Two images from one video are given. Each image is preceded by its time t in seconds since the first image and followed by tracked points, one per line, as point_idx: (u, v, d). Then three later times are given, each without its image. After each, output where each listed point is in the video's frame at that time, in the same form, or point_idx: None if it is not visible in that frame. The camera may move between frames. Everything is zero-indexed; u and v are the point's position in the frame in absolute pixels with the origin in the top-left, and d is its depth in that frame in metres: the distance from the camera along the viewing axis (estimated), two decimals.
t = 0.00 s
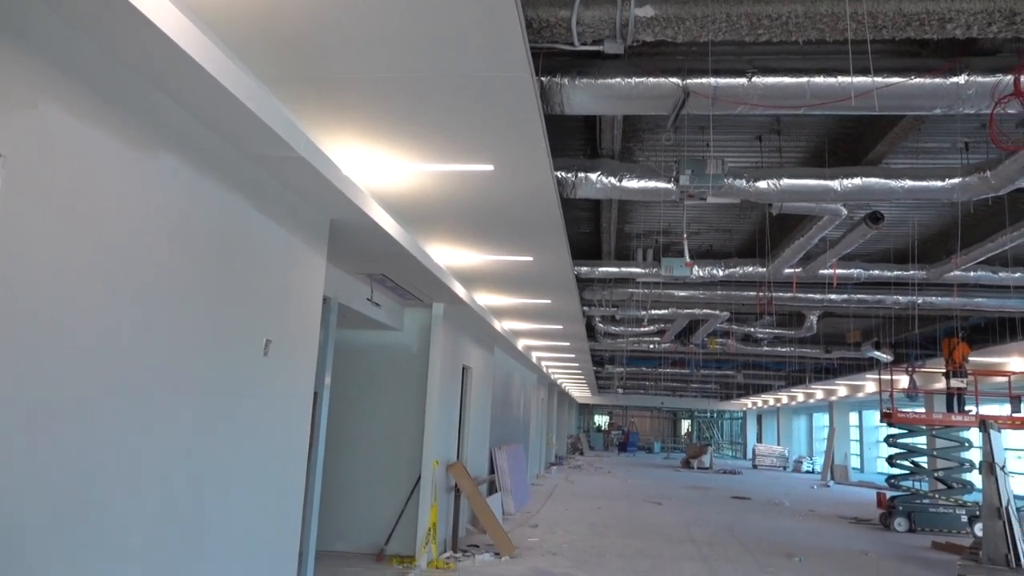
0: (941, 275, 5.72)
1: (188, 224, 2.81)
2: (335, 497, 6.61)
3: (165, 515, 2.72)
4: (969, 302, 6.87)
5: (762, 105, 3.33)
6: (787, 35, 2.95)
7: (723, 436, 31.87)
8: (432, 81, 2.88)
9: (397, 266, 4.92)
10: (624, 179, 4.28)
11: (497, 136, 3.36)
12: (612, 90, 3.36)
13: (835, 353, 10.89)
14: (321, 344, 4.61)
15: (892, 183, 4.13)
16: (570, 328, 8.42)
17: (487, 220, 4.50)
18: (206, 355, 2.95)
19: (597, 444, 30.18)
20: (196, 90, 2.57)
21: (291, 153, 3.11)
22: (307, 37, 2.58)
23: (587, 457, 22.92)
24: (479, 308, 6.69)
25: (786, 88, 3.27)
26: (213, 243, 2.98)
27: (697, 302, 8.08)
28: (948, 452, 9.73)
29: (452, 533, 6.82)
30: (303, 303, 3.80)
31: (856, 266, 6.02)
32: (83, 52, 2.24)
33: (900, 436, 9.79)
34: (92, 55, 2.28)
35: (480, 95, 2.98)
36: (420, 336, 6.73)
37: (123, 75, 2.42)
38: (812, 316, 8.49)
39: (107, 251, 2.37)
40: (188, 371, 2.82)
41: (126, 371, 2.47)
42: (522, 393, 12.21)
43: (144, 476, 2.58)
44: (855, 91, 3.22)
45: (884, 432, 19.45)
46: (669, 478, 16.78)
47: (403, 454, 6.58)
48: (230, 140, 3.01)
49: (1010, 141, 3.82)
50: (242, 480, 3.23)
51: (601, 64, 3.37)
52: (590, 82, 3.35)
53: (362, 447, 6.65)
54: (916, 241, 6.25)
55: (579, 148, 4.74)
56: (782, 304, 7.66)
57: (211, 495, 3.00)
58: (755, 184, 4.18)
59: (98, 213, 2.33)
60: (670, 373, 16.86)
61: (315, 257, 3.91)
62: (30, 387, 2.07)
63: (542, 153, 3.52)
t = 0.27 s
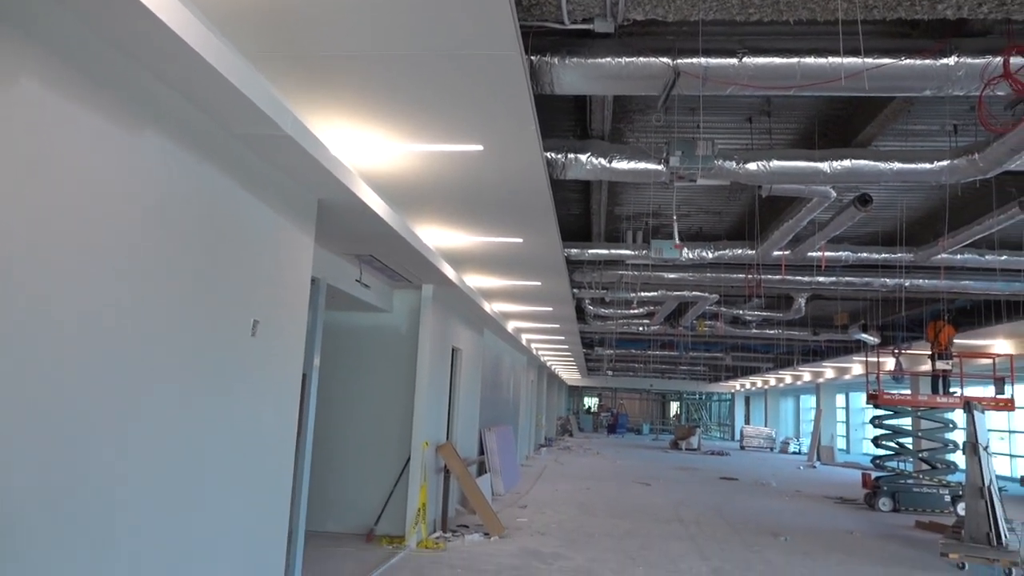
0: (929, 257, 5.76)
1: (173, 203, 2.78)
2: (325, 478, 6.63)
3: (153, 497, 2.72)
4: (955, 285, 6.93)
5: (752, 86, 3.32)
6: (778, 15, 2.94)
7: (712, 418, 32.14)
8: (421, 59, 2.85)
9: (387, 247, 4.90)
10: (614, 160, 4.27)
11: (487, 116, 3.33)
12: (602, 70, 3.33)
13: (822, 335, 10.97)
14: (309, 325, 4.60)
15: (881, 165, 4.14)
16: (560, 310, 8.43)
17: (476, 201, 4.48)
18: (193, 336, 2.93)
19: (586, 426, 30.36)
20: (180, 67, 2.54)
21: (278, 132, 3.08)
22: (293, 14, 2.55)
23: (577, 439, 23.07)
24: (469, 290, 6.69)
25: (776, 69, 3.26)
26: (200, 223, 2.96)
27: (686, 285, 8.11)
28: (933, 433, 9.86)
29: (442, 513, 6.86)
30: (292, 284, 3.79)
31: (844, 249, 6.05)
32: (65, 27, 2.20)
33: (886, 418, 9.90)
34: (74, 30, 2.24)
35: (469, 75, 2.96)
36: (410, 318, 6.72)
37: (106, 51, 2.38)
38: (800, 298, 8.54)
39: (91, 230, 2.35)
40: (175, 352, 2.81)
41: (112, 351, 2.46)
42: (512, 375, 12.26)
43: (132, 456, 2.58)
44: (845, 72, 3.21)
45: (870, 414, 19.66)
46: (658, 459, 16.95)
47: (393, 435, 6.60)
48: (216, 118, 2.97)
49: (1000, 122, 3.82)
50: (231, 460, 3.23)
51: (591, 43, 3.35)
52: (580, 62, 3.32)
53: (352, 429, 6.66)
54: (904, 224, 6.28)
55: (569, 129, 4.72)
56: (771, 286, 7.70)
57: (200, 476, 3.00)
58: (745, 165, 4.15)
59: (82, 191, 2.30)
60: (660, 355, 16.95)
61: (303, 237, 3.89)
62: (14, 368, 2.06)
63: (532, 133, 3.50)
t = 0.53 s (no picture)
0: (916, 241, 5.79)
1: (158, 183, 2.75)
2: (315, 461, 6.64)
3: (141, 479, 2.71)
4: (942, 269, 6.97)
5: (743, 68, 3.31)
6: None
7: (700, 400, 32.37)
8: (409, 39, 2.82)
9: (376, 229, 4.88)
10: (604, 142, 4.25)
11: (477, 97, 3.31)
12: (592, 50, 3.31)
13: (810, 319, 11.04)
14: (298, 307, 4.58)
15: (871, 148, 4.14)
16: (550, 293, 8.44)
17: (466, 183, 4.46)
18: (180, 317, 2.92)
19: (576, 409, 30.53)
20: (164, 45, 2.50)
21: (265, 112, 3.05)
22: None
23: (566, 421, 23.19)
24: (459, 272, 6.68)
25: (767, 50, 3.25)
26: (186, 204, 2.93)
27: (676, 268, 8.13)
28: (918, 416, 9.96)
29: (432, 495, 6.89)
30: (279, 265, 3.76)
31: (833, 232, 6.08)
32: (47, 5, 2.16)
33: (872, 401, 10.00)
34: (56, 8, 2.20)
35: (459, 54, 2.93)
36: (399, 300, 6.71)
37: (88, 30, 2.34)
38: (789, 282, 8.58)
39: (74, 210, 2.32)
40: (162, 334, 2.80)
41: (97, 332, 2.44)
42: (502, 357, 12.28)
43: (119, 438, 2.57)
44: (836, 54, 3.20)
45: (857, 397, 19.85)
46: (647, 441, 17.07)
47: (382, 418, 6.61)
48: (202, 98, 2.94)
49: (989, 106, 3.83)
50: (220, 442, 3.23)
51: (582, 23, 3.32)
52: (570, 42, 3.30)
53: (342, 411, 6.66)
54: (892, 208, 6.31)
55: (559, 111, 4.70)
56: (760, 269, 7.73)
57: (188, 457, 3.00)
58: (735, 148, 4.17)
59: (64, 170, 2.27)
60: (649, 338, 17.03)
61: (291, 218, 3.86)
62: None
63: (522, 114, 3.48)
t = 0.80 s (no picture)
0: (906, 227, 5.82)
1: (144, 164, 2.72)
2: (305, 445, 6.64)
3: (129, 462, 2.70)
4: (931, 255, 7.01)
5: (734, 51, 3.30)
6: None
7: (690, 386, 32.57)
8: (399, 21, 2.79)
9: (366, 213, 4.85)
10: (595, 126, 4.24)
11: (467, 79, 3.28)
12: (583, 33, 3.29)
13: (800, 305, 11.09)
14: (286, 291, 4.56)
15: (861, 134, 4.15)
16: (541, 278, 8.44)
17: (456, 167, 4.44)
18: (167, 300, 2.90)
19: (567, 394, 30.63)
20: (149, 24, 2.46)
21: (253, 93, 3.01)
22: None
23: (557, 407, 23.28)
24: (450, 257, 6.67)
25: (759, 34, 3.24)
26: (172, 185, 2.90)
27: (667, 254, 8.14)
28: (905, 401, 10.05)
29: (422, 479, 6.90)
30: (268, 249, 3.74)
31: (823, 218, 6.09)
32: None
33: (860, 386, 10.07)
34: None
35: (449, 36, 2.90)
36: (389, 285, 6.69)
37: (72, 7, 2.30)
38: (779, 268, 8.61)
39: (58, 192, 2.29)
40: (149, 316, 2.78)
41: (81, 314, 2.41)
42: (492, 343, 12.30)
43: (106, 420, 2.55)
44: (827, 38, 3.19)
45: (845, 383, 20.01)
46: (637, 426, 17.17)
47: (373, 403, 6.61)
48: (188, 78, 2.90)
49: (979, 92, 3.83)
50: (207, 425, 3.22)
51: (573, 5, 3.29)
52: (561, 24, 3.27)
53: (332, 396, 6.66)
54: (882, 194, 6.33)
55: (551, 95, 4.67)
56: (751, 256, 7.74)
57: (174, 441, 2.98)
58: (727, 134, 4.16)
59: (50, 151, 2.24)
60: (640, 324, 17.09)
61: (279, 201, 3.83)
62: None
63: (512, 98, 3.46)
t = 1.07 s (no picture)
0: (894, 213, 5.84)
1: (130, 144, 2.68)
2: (294, 428, 6.64)
3: (117, 444, 2.70)
4: (919, 241, 7.05)
5: (726, 34, 3.28)
6: None
7: (679, 370, 32.76)
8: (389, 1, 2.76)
9: (354, 195, 4.82)
10: (586, 110, 4.22)
11: (457, 61, 3.26)
12: (575, 15, 3.26)
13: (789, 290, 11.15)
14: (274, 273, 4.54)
15: (851, 118, 4.15)
16: (531, 262, 8.43)
17: (446, 149, 4.41)
18: (155, 282, 2.88)
19: (557, 378, 30.72)
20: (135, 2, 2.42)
21: (241, 74, 2.98)
22: None
23: (547, 391, 23.37)
24: (440, 241, 6.66)
25: (751, 16, 3.22)
26: (159, 166, 2.87)
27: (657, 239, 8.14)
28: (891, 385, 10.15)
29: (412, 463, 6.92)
30: (256, 230, 3.72)
31: (812, 203, 6.11)
32: None
33: (847, 371, 10.15)
34: None
35: (439, 18, 2.87)
36: (379, 268, 6.67)
37: None
38: (768, 253, 8.63)
39: (44, 173, 2.26)
40: (136, 298, 2.76)
41: (67, 296, 2.39)
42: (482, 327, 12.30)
43: (94, 402, 2.54)
44: (818, 21, 3.18)
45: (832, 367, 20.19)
46: (626, 410, 17.27)
47: (362, 386, 6.60)
48: (175, 58, 2.86)
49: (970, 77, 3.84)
50: (195, 408, 3.21)
51: None
52: (553, 5, 3.25)
53: (322, 379, 6.65)
54: (871, 179, 6.35)
55: (541, 77, 4.65)
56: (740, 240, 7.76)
57: (162, 423, 2.98)
58: (717, 118, 4.14)
59: (34, 130, 2.20)
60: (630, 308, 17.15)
61: (267, 182, 3.80)
62: None
63: (502, 80, 3.44)
